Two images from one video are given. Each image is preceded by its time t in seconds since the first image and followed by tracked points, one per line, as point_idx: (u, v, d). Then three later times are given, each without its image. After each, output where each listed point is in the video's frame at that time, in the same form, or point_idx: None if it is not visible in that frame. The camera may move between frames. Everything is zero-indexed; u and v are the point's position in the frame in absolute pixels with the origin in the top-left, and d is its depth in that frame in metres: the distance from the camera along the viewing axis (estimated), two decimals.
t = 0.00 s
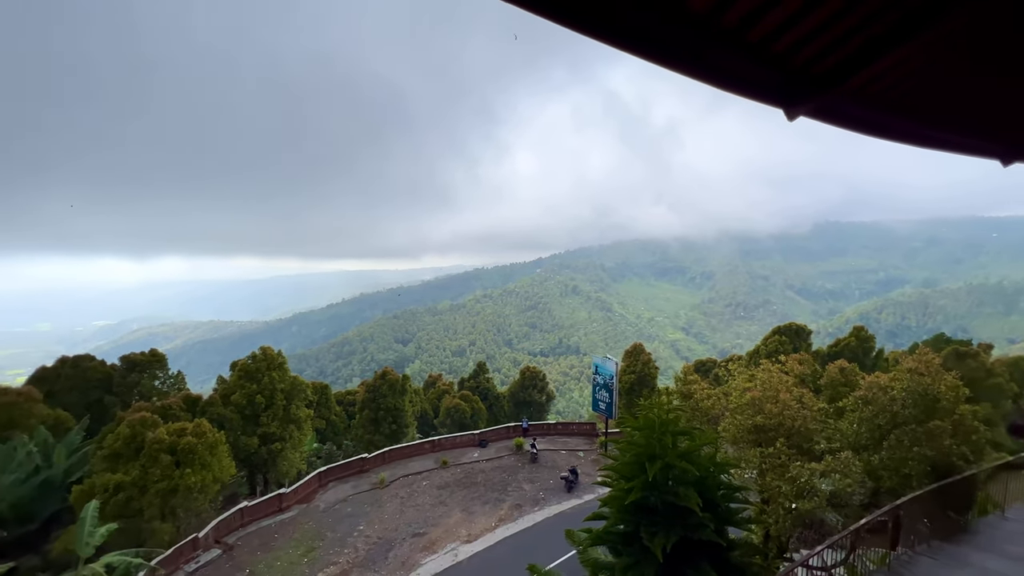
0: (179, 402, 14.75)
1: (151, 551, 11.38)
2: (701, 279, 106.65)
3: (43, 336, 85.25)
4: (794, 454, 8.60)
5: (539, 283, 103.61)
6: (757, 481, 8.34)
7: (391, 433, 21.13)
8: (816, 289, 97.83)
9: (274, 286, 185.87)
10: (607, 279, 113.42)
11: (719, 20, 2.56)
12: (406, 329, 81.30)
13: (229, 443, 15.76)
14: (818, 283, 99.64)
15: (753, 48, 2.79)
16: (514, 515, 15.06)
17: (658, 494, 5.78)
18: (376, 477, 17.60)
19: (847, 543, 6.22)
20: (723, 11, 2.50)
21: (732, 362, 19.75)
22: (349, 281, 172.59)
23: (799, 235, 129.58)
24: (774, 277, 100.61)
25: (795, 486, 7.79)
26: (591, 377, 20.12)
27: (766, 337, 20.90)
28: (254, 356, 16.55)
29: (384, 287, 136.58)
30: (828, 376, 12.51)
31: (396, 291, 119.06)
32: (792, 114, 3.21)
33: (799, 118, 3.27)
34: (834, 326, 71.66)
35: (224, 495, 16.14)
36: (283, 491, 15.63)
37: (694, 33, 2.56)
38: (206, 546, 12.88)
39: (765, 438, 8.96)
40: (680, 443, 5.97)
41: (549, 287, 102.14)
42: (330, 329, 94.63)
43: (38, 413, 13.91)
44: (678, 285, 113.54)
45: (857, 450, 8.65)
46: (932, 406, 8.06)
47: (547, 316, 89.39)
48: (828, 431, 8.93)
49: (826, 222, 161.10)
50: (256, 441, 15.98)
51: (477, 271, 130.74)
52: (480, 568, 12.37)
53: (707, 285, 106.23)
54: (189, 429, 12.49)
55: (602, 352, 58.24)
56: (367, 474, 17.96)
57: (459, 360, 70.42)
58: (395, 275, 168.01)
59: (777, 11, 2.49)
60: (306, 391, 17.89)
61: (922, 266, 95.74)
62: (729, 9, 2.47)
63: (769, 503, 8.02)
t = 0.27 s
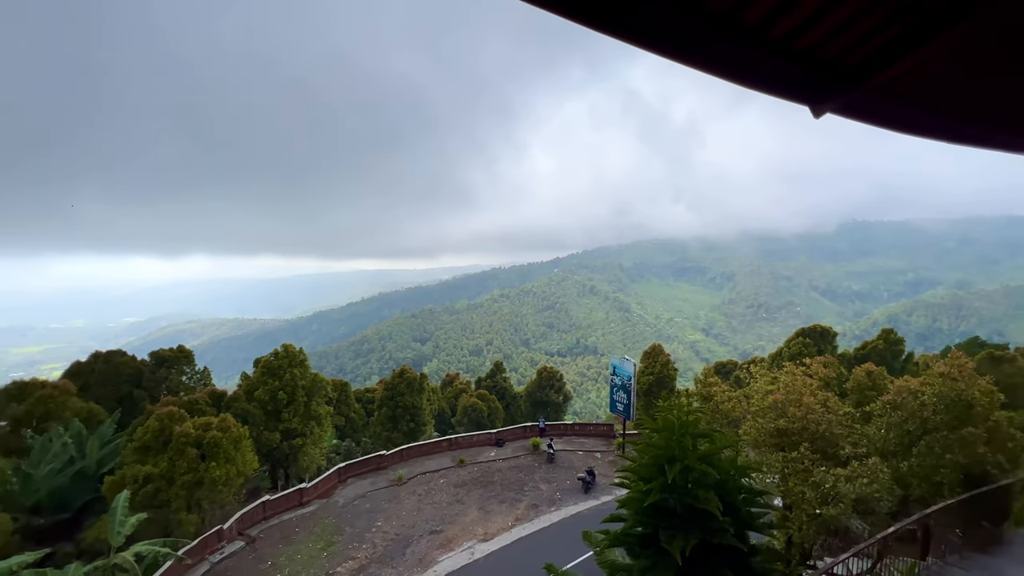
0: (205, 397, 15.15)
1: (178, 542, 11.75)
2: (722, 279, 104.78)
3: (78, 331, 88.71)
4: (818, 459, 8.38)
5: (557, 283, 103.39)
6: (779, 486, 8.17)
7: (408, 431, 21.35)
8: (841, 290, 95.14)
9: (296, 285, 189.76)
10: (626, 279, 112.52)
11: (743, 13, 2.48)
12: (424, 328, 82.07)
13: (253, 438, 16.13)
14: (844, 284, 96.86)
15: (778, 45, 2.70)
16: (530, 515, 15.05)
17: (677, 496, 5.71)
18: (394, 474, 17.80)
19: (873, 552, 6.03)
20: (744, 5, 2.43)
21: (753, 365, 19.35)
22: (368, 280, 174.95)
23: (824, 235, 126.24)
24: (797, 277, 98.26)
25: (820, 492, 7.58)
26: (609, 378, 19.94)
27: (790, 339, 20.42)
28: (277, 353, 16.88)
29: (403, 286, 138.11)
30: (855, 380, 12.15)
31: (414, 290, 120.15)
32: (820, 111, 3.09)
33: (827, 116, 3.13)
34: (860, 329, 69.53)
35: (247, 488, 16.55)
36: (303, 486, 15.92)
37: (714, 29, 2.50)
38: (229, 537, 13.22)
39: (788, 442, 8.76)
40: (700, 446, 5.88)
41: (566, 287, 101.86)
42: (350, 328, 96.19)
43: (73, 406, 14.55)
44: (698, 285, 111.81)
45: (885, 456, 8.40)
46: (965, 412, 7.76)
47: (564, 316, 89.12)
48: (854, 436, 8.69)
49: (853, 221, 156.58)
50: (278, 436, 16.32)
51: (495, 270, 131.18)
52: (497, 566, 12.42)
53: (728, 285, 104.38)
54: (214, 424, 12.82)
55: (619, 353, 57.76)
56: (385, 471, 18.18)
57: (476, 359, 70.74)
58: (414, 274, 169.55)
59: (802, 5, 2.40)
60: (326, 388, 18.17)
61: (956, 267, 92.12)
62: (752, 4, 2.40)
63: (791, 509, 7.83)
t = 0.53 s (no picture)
0: (230, 393, 15.55)
1: (204, 533, 12.10)
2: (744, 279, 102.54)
3: (111, 327, 92.10)
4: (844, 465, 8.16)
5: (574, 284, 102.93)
6: (802, 492, 8.00)
7: (426, 429, 21.54)
8: (869, 291, 92.22)
9: (317, 284, 193.14)
10: (644, 279, 111.36)
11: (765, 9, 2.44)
12: (442, 327, 82.63)
13: (275, 433, 16.47)
14: (872, 285, 93.87)
15: (803, 41, 2.64)
16: (547, 515, 15.03)
17: (696, 499, 5.63)
18: (412, 472, 17.97)
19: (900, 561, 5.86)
20: None
21: (776, 368, 18.94)
22: (388, 280, 177.02)
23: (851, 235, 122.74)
24: (822, 278, 95.64)
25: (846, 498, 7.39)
26: (627, 380, 19.74)
27: (814, 342, 19.91)
28: (298, 351, 17.19)
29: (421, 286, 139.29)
30: (883, 384, 11.78)
31: (432, 289, 121.16)
32: (848, 107, 3.01)
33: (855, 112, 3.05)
34: (889, 331, 67.21)
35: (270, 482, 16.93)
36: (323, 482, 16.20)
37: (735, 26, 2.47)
38: (253, 530, 13.54)
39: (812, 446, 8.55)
40: (721, 449, 5.79)
41: (584, 287, 101.34)
42: (369, 326, 97.48)
43: (105, 399, 15.06)
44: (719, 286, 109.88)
45: (914, 463, 8.13)
46: (1002, 419, 7.45)
47: (582, 316, 88.61)
48: (882, 442, 8.45)
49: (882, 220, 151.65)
50: (299, 432, 16.65)
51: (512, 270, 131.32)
52: (514, 565, 12.48)
53: (750, 286, 102.32)
54: (238, 419, 13.15)
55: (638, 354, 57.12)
56: (403, 468, 18.37)
57: (493, 359, 70.84)
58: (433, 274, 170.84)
59: None
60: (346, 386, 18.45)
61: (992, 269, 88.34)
62: None
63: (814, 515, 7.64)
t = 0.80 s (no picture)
0: (254, 389, 15.94)
1: (228, 525, 12.46)
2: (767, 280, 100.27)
3: (142, 324, 95.19)
4: (871, 471, 7.94)
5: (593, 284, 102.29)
6: (827, 498, 7.82)
7: (444, 427, 21.69)
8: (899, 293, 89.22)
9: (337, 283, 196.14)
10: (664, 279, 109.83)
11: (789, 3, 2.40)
12: (460, 327, 83.06)
13: (297, 429, 16.83)
14: (902, 287, 90.73)
15: (829, 35, 2.60)
16: (564, 516, 14.99)
17: (717, 503, 5.54)
18: (429, 470, 18.12)
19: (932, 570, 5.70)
20: None
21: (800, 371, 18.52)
22: (406, 279, 178.77)
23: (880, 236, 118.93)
24: (849, 279, 92.92)
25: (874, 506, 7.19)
26: (646, 381, 19.53)
27: (841, 344, 19.38)
28: (320, 349, 17.51)
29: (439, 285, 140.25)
30: (914, 389, 11.43)
31: (450, 288, 121.88)
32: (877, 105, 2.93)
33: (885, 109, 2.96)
34: (920, 335, 64.76)
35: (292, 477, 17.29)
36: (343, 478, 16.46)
37: (758, 24, 2.45)
38: (275, 523, 13.83)
39: (837, 451, 8.35)
40: (742, 452, 5.70)
41: (602, 288, 100.57)
42: (388, 325, 98.57)
43: (136, 393, 15.66)
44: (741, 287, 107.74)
45: (947, 472, 7.97)
46: None
47: (600, 316, 87.97)
48: (911, 448, 8.24)
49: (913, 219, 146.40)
50: (320, 429, 16.95)
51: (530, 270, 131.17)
52: (531, 566, 12.47)
53: (773, 287, 100.03)
54: (262, 414, 13.45)
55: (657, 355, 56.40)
56: (421, 466, 18.55)
57: (510, 358, 70.84)
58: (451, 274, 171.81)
59: None
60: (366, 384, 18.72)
61: None
62: None
63: (839, 522, 7.45)
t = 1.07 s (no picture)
0: (276, 386, 16.29)
1: (253, 517, 12.83)
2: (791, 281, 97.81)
3: (171, 322, 98.29)
4: (900, 478, 7.69)
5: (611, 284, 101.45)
6: (854, 506, 7.66)
7: (461, 426, 21.78)
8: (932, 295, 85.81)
9: (357, 282, 199.03)
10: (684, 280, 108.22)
11: None
12: (477, 326, 83.32)
13: (318, 425, 17.13)
14: (936, 289, 87.26)
15: (858, 32, 2.53)
16: (582, 517, 14.92)
17: (739, 509, 5.43)
18: (447, 468, 18.28)
19: None
20: None
21: (826, 374, 18.03)
22: (425, 279, 180.16)
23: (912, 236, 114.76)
24: (878, 280, 89.96)
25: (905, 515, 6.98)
26: (665, 383, 19.27)
27: (870, 348, 18.79)
28: (341, 346, 17.81)
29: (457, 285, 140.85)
30: (947, 395, 11.00)
31: (469, 288, 122.45)
32: (910, 101, 2.83)
33: (918, 103, 2.84)
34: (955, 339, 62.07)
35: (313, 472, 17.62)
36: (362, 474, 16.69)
37: (779, 21, 2.42)
38: (297, 517, 14.10)
39: (867, 458, 8.12)
40: (765, 456, 5.59)
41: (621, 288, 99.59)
42: (407, 324, 99.55)
43: (165, 388, 16.21)
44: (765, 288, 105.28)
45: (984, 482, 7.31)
46: None
47: (618, 317, 87.15)
48: (944, 456, 7.91)
49: (947, 218, 140.88)
50: (340, 425, 17.22)
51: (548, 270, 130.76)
52: (548, 566, 12.47)
53: (799, 288, 97.45)
54: (284, 410, 13.72)
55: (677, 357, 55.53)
56: (439, 464, 18.69)
57: (528, 358, 70.72)
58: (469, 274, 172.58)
59: None
60: (385, 382, 18.93)
61: None
62: None
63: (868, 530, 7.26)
